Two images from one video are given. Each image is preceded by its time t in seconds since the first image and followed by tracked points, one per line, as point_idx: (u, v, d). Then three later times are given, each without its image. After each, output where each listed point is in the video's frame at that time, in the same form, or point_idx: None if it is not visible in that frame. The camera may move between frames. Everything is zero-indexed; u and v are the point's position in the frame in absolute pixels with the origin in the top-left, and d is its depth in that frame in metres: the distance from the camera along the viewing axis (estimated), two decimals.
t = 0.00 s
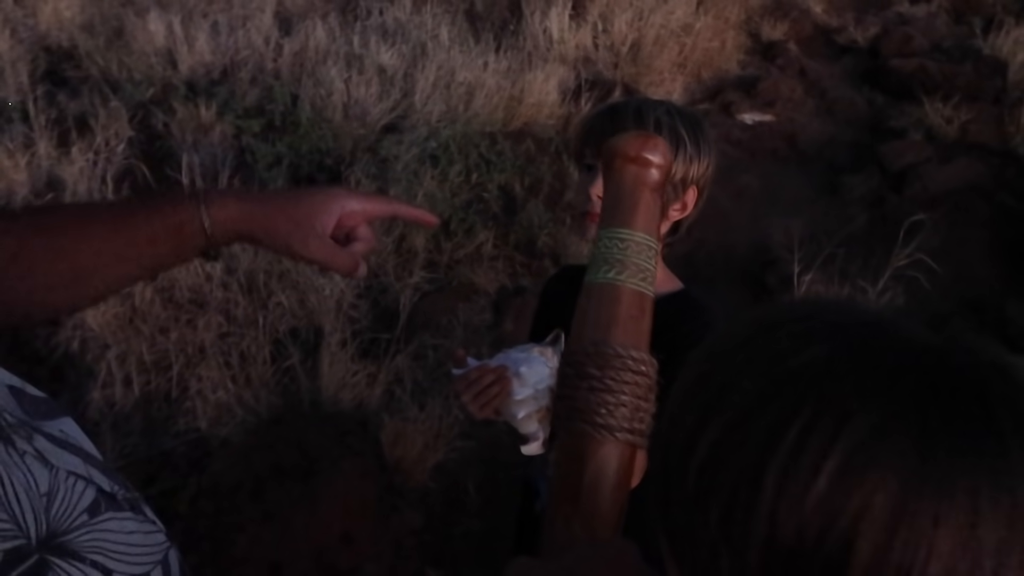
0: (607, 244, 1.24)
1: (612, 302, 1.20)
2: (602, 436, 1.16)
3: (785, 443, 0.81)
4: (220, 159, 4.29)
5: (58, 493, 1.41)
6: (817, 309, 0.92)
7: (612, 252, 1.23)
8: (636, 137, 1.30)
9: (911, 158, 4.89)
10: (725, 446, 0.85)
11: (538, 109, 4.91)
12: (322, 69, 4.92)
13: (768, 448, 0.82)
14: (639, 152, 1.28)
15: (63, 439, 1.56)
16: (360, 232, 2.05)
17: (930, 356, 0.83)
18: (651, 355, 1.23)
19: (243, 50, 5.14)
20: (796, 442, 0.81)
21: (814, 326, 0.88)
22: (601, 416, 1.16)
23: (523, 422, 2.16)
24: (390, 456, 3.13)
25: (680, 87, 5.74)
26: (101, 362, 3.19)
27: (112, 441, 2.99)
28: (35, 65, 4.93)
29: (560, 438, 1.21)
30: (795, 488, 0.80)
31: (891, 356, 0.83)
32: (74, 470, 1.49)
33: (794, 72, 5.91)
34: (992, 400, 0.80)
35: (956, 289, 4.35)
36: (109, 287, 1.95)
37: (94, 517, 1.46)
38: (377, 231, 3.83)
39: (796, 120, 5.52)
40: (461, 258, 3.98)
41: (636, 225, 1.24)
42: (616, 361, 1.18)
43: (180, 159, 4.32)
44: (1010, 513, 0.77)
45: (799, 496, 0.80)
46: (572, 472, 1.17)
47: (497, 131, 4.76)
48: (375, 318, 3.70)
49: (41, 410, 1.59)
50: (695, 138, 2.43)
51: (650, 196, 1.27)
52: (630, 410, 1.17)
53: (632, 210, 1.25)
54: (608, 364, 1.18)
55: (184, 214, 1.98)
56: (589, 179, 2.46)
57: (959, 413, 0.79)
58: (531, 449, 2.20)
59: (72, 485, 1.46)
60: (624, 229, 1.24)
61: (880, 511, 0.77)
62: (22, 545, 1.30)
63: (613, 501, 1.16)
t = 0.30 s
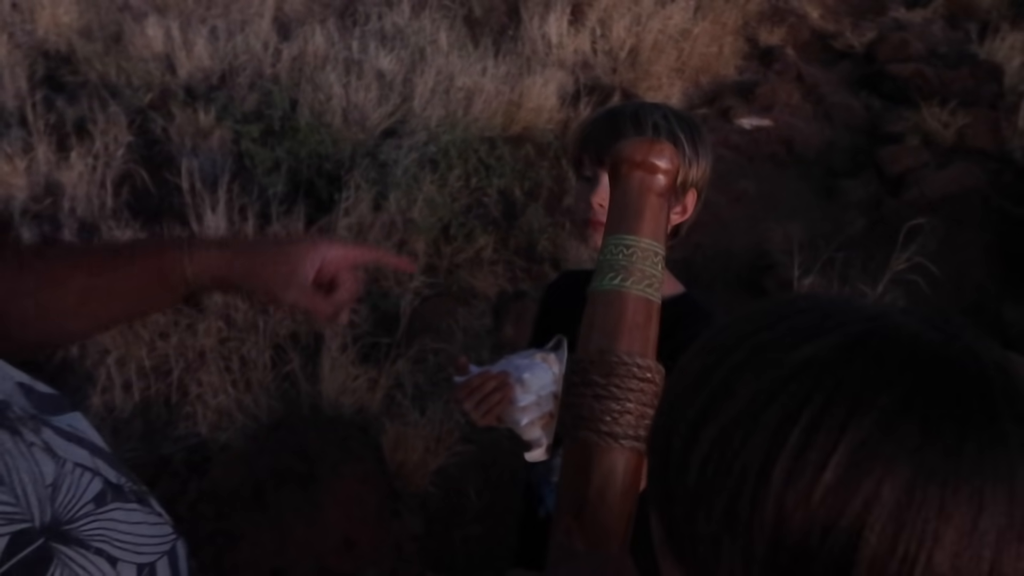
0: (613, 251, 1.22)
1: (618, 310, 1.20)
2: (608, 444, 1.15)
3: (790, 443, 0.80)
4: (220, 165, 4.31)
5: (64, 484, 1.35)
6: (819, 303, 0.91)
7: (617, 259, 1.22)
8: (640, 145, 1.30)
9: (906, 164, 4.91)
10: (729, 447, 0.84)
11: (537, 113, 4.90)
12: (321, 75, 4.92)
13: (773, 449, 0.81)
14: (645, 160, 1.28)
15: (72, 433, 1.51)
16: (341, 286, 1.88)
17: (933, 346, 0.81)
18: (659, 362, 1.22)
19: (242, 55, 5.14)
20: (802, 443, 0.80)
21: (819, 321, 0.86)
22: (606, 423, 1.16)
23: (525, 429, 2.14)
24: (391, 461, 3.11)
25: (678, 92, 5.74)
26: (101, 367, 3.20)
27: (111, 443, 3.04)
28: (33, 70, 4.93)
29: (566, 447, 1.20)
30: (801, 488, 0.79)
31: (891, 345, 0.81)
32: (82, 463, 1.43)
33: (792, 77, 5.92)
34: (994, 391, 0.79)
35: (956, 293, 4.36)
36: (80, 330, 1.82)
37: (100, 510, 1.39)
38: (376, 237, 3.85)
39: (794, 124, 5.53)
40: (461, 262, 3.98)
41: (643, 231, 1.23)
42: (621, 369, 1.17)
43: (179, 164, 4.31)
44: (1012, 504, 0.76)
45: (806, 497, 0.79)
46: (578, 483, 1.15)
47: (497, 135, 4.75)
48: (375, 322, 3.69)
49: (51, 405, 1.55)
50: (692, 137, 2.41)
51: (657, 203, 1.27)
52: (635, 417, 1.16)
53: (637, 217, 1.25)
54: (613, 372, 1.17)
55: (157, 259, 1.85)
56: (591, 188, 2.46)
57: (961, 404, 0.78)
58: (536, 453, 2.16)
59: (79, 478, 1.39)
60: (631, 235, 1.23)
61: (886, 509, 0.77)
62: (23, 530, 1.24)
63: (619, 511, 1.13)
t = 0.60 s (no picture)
0: (621, 251, 1.20)
1: (625, 312, 1.18)
2: (614, 447, 1.16)
3: (797, 456, 0.80)
4: (231, 167, 4.31)
5: (96, 462, 1.31)
6: (822, 313, 0.91)
7: (625, 259, 1.20)
8: (650, 139, 1.24)
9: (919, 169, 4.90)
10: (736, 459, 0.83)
11: (546, 117, 4.91)
12: (331, 77, 4.94)
13: (779, 460, 0.81)
14: (655, 156, 1.22)
15: (104, 415, 1.44)
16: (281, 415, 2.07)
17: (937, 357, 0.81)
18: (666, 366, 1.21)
19: (253, 58, 5.16)
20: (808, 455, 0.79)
21: (825, 330, 0.86)
22: (613, 427, 1.16)
23: (524, 436, 2.22)
24: (400, 463, 3.14)
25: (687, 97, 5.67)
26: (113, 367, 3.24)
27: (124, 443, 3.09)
28: (47, 71, 4.97)
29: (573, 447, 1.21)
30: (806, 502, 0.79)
31: (895, 355, 0.81)
32: (112, 443, 1.39)
33: (802, 82, 5.91)
34: (999, 402, 0.78)
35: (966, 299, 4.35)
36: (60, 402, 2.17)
37: (130, 489, 1.35)
38: (387, 240, 3.85)
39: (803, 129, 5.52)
40: (471, 265, 3.99)
41: (651, 230, 1.20)
42: (629, 372, 1.17)
43: (190, 165, 4.33)
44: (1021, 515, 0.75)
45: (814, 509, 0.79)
46: (584, 485, 1.16)
47: (507, 138, 4.75)
48: (385, 324, 3.70)
49: (85, 388, 1.47)
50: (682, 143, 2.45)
51: (667, 201, 1.22)
52: (642, 421, 1.16)
53: (646, 214, 1.21)
54: (620, 376, 1.17)
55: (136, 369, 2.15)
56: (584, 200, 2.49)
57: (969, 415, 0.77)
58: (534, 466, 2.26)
59: (109, 458, 1.36)
60: (638, 234, 1.20)
61: (892, 522, 0.76)
62: (61, 494, 1.18)
63: (625, 515, 1.15)
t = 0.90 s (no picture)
0: (610, 264, 1.20)
1: (615, 323, 1.18)
2: (605, 461, 1.14)
3: (763, 425, 0.81)
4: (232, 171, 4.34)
5: (107, 468, 1.45)
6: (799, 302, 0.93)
7: (614, 271, 1.19)
8: (638, 152, 1.25)
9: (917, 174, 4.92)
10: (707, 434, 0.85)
11: (546, 122, 4.92)
12: (332, 81, 4.96)
13: (748, 431, 0.81)
14: (643, 168, 1.23)
15: (110, 431, 1.57)
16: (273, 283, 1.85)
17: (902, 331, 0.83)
18: (657, 377, 1.20)
19: (254, 61, 5.18)
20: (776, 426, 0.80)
21: (801, 313, 0.88)
22: (603, 439, 1.14)
23: (515, 444, 2.20)
24: (400, 467, 3.15)
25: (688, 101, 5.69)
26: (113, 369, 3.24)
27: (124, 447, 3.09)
28: (49, 74, 4.99)
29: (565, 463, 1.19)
30: (771, 471, 0.79)
31: (862, 330, 0.83)
32: (117, 455, 1.52)
33: (801, 87, 5.93)
34: (963, 375, 0.80)
35: (963, 305, 4.36)
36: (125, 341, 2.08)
37: (132, 496, 1.49)
38: (387, 243, 3.86)
39: (802, 134, 5.54)
40: (471, 270, 4.02)
41: (640, 241, 1.20)
42: (617, 385, 1.15)
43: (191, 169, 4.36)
44: (974, 480, 0.76)
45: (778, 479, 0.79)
46: (576, 498, 1.14)
47: (507, 143, 4.76)
48: (385, 328, 3.72)
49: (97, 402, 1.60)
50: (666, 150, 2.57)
51: (656, 212, 1.22)
52: (632, 433, 1.14)
53: (635, 228, 1.21)
54: (608, 388, 1.15)
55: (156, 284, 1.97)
56: (572, 200, 2.56)
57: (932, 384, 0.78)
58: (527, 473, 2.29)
59: (116, 467, 1.48)
60: (628, 246, 1.20)
61: (855, 479, 0.76)
62: (85, 485, 1.31)
63: (617, 525, 1.12)
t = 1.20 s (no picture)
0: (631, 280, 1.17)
1: (636, 340, 1.15)
2: (627, 471, 1.13)
3: (745, 404, 0.87)
4: (247, 177, 4.41)
5: (133, 463, 1.38)
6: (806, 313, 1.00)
7: (634, 288, 1.17)
8: (659, 170, 1.21)
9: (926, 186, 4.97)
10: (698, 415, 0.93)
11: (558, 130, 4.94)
12: (345, 89, 5.00)
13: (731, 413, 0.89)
14: (664, 188, 1.19)
15: (149, 429, 1.51)
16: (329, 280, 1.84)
17: (895, 331, 0.88)
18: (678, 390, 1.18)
19: (268, 69, 5.22)
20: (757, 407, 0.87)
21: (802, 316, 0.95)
22: (625, 450, 1.13)
23: (521, 455, 2.26)
24: (413, 472, 3.15)
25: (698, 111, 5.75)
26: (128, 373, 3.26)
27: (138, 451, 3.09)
28: (65, 81, 5.04)
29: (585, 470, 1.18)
30: (746, 448, 0.86)
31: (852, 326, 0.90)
32: (150, 453, 1.45)
33: (810, 98, 5.96)
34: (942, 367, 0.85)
35: (974, 315, 4.35)
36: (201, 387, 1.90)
37: (158, 494, 1.41)
38: (400, 250, 3.90)
39: (811, 144, 5.55)
40: (482, 277, 4.05)
41: (662, 259, 1.17)
42: (638, 398, 1.14)
43: (206, 175, 4.40)
44: (938, 470, 0.81)
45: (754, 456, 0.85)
46: (596, 507, 1.14)
47: (518, 151, 4.79)
48: (397, 334, 3.74)
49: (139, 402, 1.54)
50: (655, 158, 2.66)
51: (677, 231, 1.18)
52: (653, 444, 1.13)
53: (656, 246, 1.17)
54: (630, 401, 1.14)
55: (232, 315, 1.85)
56: (567, 206, 2.61)
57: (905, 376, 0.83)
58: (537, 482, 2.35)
59: (144, 464, 1.41)
60: (648, 263, 1.17)
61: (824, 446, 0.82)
62: (98, 476, 1.26)
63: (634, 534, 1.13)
